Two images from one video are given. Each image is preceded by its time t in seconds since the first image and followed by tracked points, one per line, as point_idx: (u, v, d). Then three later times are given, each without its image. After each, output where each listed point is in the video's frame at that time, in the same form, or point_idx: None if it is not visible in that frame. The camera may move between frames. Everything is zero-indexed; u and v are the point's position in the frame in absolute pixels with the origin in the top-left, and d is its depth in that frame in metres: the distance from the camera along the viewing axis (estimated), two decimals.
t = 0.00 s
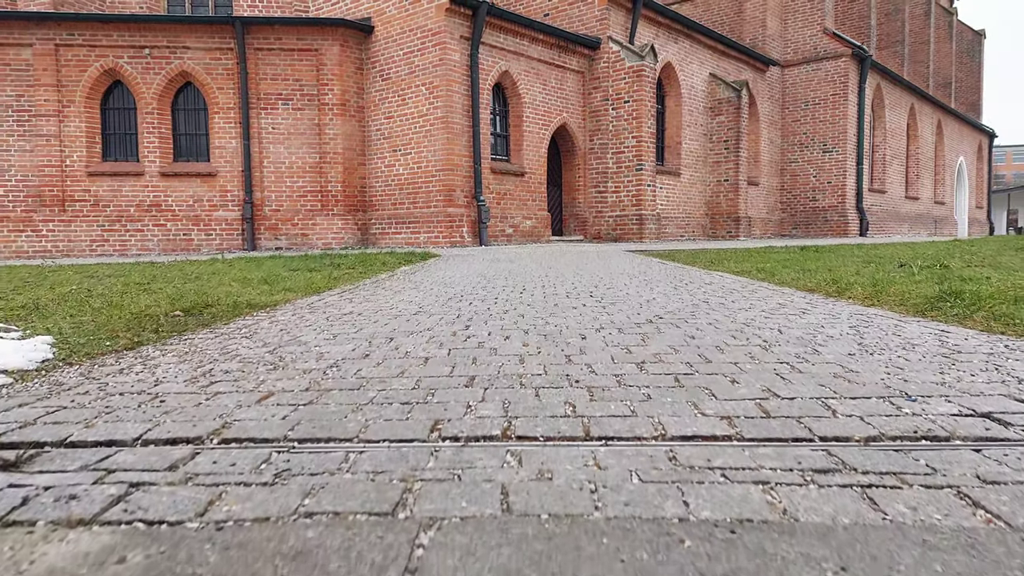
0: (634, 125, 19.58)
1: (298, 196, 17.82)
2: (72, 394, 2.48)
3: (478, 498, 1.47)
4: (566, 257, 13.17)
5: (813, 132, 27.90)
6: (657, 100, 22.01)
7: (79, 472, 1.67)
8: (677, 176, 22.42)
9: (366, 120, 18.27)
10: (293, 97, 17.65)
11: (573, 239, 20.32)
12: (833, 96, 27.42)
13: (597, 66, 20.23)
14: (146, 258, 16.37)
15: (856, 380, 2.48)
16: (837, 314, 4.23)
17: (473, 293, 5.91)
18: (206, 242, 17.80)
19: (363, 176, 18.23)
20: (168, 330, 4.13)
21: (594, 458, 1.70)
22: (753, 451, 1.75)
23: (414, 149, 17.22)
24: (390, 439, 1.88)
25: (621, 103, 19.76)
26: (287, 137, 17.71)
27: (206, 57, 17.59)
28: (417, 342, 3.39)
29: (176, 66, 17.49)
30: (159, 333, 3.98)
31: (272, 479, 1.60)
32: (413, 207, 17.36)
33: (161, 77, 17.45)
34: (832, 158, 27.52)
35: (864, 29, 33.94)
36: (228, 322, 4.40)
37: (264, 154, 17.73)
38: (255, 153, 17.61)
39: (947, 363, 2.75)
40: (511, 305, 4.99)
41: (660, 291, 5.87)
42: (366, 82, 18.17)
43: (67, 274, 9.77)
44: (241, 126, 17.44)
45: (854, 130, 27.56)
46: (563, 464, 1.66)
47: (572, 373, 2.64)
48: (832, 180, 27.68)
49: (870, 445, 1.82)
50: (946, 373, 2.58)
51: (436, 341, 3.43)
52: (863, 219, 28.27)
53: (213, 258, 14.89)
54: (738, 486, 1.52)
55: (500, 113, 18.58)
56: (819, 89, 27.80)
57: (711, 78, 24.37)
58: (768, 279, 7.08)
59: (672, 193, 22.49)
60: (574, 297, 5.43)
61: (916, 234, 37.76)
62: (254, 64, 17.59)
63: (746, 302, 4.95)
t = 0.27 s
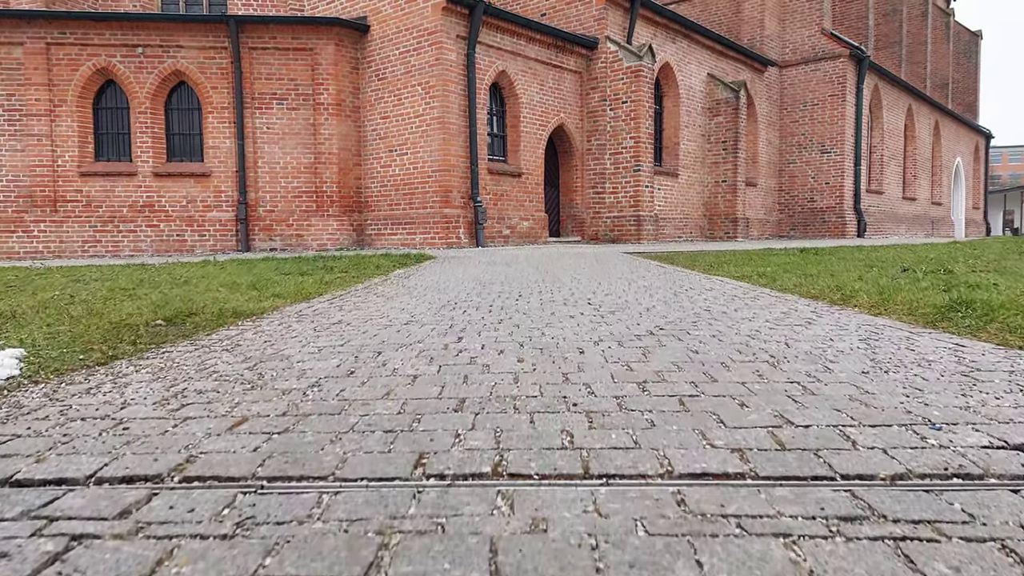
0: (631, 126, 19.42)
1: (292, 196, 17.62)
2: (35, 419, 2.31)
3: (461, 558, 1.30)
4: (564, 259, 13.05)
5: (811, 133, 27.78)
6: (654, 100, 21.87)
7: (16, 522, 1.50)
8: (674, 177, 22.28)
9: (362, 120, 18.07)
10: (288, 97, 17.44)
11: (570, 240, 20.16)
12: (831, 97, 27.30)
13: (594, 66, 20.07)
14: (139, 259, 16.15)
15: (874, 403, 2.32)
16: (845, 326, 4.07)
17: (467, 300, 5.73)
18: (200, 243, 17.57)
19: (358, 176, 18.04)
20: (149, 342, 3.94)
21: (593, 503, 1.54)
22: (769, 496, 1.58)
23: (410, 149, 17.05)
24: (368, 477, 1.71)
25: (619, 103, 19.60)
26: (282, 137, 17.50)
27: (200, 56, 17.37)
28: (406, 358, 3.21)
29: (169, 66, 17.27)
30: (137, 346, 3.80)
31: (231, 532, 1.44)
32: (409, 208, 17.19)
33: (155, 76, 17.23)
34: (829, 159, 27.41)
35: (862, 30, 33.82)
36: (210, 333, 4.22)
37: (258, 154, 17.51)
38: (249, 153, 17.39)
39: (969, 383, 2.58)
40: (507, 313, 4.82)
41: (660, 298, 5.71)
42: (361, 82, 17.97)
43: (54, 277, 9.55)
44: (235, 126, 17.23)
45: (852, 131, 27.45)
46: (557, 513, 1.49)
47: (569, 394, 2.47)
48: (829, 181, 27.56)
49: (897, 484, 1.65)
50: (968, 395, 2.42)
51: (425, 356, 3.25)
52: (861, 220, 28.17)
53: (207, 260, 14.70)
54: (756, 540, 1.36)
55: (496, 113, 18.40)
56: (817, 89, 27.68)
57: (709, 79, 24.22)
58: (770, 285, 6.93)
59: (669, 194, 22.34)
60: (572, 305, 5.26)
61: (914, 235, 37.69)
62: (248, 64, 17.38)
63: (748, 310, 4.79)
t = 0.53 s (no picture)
0: (629, 127, 19.28)
1: (288, 198, 17.45)
2: None
3: None
4: (561, 262, 12.93)
5: (809, 133, 27.67)
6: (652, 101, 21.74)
7: None
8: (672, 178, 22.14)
9: (358, 122, 17.90)
10: (283, 98, 17.27)
11: (568, 242, 20.00)
12: (829, 97, 27.19)
13: (592, 67, 19.92)
14: (133, 262, 15.96)
15: (898, 433, 2.17)
16: (855, 339, 3.93)
17: (463, 309, 5.57)
18: (194, 245, 17.37)
19: (354, 178, 17.87)
20: (132, 358, 3.78)
21: (604, 563, 1.39)
22: (798, 554, 1.43)
23: (406, 151, 16.88)
24: (354, 529, 1.55)
25: (617, 104, 19.46)
26: (277, 138, 17.31)
27: (195, 57, 17.18)
28: (399, 377, 3.05)
29: (163, 67, 17.07)
30: (119, 363, 3.63)
31: None
32: (406, 210, 17.03)
33: (148, 77, 17.03)
34: (827, 159, 27.29)
35: (859, 30, 33.74)
36: (196, 348, 4.05)
37: (253, 156, 17.33)
38: (244, 155, 17.20)
39: (996, 409, 2.43)
40: (505, 324, 4.66)
41: (662, 307, 5.56)
42: (357, 83, 17.80)
43: (42, 283, 9.35)
44: (230, 128, 17.04)
45: (850, 131, 27.35)
46: None
47: (572, 423, 2.31)
48: (827, 182, 27.45)
49: (937, 539, 1.50)
50: (998, 423, 2.27)
51: (419, 375, 3.09)
52: (859, 221, 28.07)
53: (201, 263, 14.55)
54: None
55: (493, 115, 18.24)
56: (814, 90, 27.57)
57: (707, 79, 24.09)
58: (773, 292, 6.79)
59: (667, 195, 22.21)
60: (572, 315, 5.11)
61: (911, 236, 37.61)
62: (243, 65, 17.19)
63: (754, 321, 4.65)
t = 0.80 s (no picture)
0: (628, 127, 19.13)
1: (284, 198, 17.26)
2: None
3: None
4: (559, 264, 12.81)
5: (809, 134, 27.53)
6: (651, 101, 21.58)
7: None
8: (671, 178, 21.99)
9: (355, 121, 17.71)
10: (280, 97, 17.08)
11: (567, 243, 19.82)
12: (829, 97, 27.06)
13: (590, 66, 19.76)
14: (127, 262, 15.77)
15: (931, 461, 2.01)
16: (870, 350, 3.76)
17: (460, 315, 5.41)
18: (189, 245, 17.17)
19: (351, 177, 17.68)
20: (114, 369, 3.60)
21: None
22: None
23: (404, 150, 16.71)
24: None
25: (616, 104, 19.28)
26: (273, 137, 17.12)
27: (190, 55, 16.97)
28: (393, 393, 2.88)
29: (158, 65, 16.86)
30: (99, 375, 3.46)
31: None
32: (403, 210, 16.86)
33: (143, 75, 16.82)
34: (826, 160, 27.17)
35: (858, 30, 33.63)
36: (181, 357, 3.87)
37: (249, 155, 17.13)
38: (240, 154, 17.01)
39: None
40: (505, 332, 4.49)
41: (666, 313, 5.40)
42: (354, 82, 17.61)
43: (31, 285, 9.18)
44: (226, 127, 16.85)
45: (849, 132, 27.23)
46: None
47: (579, 448, 2.14)
48: (827, 183, 27.33)
49: None
50: None
51: (416, 389, 2.92)
52: (858, 222, 27.96)
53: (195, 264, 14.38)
54: None
55: (491, 114, 18.06)
56: (814, 90, 27.44)
57: (706, 79, 23.94)
58: (778, 297, 6.62)
59: (666, 196, 22.06)
60: (573, 322, 4.94)
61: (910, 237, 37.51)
62: (239, 63, 17.00)
63: (762, 330, 4.48)
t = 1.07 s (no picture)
0: (626, 127, 18.98)
1: (280, 199, 17.08)
2: None
3: None
4: (557, 266, 12.67)
5: (807, 134, 27.40)
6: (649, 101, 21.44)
7: None
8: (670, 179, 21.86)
9: (351, 121, 17.53)
10: (275, 96, 16.89)
11: (564, 244, 19.65)
12: (827, 98, 26.94)
13: (589, 66, 19.60)
14: (120, 263, 15.57)
15: (963, 498, 1.86)
16: (882, 364, 3.62)
17: (455, 323, 5.25)
18: (183, 246, 16.97)
19: (348, 178, 17.50)
20: (92, 384, 3.42)
21: None
22: None
23: (400, 150, 16.54)
24: None
25: (614, 104, 19.14)
26: (269, 137, 16.93)
27: (185, 54, 16.76)
28: (382, 414, 2.71)
29: (152, 64, 16.65)
30: (76, 391, 3.29)
31: None
32: (399, 210, 16.69)
33: (137, 74, 16.61)
34: (825, 160, 27.06)
35: (856, 30, 33.52)
36: (163, 371, 3.70)
37: (245, 155, 16.94)
38: (235, 154, 16.82)
39: None
40: (502, 342, 4.33)
41: (668, 322, 5.25)
42: (351, 81, 17.43)
43: (19, 289, 8.98)
44: (220, 127, 16.65)
45: (848, 132, 27.12)
46: None
47: (581, 482, 1.99)
48: (825, 183, 27.22)
49: None
50: None
51: (407, 410, 2.75)
52: (856, 222, 27.87)
53: (189, 265, 14.21)
54: None
55: (489, 114, 17.89)
56: (812, 90, 27.31)
57: (705, 79, 23.80)
58: (781, 303, 6.48)
59: (664, 196, 21.92)
60: (573, 331, 4.78)
61: (907, 237, 37.43)
62: (234, 62, 16.80)
63: (768, 341, 4.33)
